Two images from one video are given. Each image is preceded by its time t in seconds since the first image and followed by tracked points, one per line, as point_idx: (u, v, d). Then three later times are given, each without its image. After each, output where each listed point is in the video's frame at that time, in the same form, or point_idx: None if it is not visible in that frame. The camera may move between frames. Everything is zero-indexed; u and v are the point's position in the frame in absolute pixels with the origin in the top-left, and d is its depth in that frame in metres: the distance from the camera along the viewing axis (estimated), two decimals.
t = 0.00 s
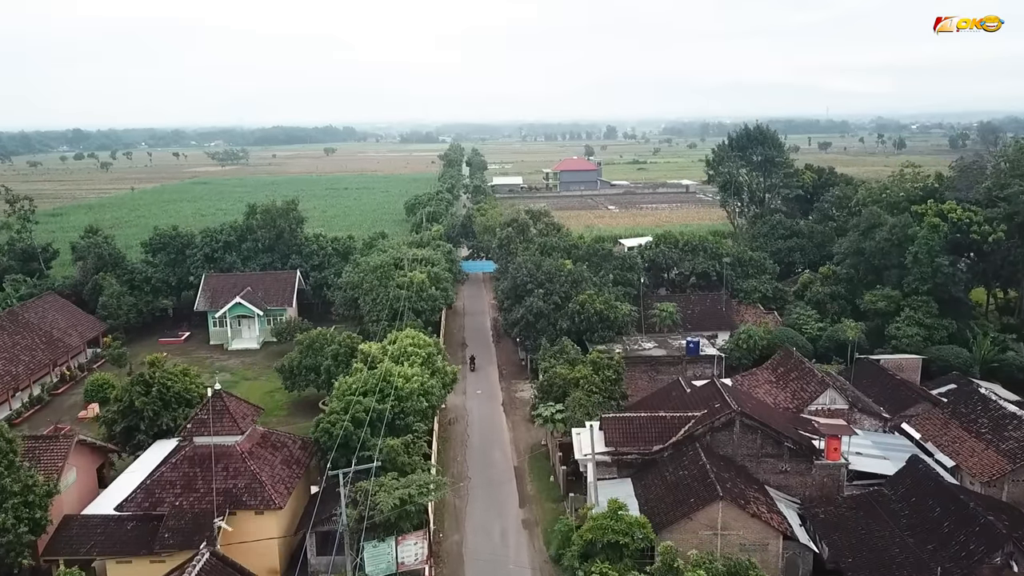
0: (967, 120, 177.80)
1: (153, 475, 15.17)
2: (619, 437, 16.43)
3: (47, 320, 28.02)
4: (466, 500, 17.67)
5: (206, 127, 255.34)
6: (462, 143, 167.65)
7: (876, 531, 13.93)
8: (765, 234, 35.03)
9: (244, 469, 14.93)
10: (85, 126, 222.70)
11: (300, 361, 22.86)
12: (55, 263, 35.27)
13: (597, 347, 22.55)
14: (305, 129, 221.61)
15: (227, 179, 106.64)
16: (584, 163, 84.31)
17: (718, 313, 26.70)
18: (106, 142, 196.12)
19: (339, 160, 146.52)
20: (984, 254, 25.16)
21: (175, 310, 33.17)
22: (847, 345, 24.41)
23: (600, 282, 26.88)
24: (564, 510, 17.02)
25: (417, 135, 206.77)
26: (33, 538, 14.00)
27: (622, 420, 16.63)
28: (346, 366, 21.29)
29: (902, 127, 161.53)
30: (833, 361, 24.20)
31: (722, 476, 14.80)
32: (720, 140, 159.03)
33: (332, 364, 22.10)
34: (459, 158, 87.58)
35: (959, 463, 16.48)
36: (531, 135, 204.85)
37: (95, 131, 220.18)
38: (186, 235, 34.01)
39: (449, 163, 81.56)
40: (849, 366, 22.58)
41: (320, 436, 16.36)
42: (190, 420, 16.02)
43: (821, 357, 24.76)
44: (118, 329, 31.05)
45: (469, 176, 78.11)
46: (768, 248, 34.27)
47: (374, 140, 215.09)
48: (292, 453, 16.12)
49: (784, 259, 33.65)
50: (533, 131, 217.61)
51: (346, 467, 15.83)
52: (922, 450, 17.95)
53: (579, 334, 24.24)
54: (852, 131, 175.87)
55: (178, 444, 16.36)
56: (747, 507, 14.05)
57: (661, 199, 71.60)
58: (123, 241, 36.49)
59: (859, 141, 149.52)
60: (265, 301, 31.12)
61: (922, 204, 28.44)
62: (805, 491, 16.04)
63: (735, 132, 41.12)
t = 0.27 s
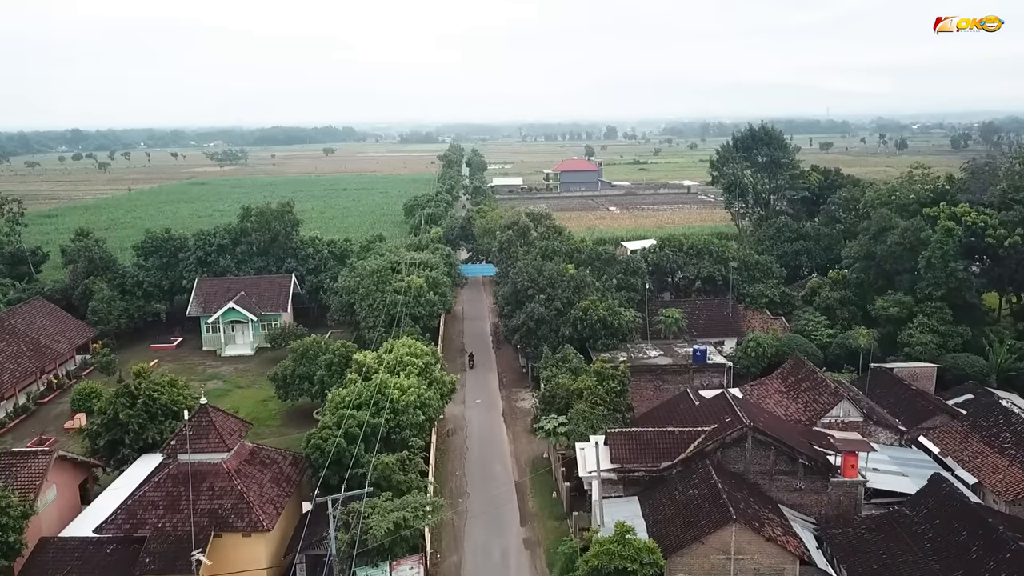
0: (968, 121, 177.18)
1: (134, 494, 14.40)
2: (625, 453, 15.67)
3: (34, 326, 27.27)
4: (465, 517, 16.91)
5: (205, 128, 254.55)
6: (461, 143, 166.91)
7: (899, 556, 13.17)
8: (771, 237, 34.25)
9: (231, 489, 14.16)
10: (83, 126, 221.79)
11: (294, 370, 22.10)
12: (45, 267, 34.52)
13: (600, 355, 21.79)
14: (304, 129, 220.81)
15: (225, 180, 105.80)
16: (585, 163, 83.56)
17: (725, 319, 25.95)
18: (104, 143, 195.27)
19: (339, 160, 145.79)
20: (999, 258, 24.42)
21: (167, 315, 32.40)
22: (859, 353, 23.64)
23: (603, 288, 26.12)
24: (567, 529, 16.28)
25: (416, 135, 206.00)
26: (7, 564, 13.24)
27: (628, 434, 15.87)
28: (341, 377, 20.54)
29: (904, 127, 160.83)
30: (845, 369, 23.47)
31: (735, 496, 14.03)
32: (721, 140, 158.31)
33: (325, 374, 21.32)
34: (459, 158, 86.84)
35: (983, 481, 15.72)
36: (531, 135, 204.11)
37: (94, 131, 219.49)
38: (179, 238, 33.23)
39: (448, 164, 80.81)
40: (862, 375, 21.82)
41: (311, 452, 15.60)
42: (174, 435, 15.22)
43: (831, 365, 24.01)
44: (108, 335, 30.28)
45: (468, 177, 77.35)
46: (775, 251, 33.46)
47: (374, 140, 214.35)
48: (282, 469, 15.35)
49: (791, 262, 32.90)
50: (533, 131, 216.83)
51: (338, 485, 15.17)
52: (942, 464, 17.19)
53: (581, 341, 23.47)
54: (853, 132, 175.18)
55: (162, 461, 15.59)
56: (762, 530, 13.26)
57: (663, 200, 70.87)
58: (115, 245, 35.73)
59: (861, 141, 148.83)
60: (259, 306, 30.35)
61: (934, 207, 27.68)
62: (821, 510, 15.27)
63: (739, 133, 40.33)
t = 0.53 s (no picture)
0: (969, 121, 176.51)
1: (113, 516, 13.63)
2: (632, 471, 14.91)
3: (21, 332, 26.51)
4: (463, 537, 16.16)
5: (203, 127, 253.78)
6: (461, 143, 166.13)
7: None
8: (777, 239, 33.48)
9: (215, 511, 13.39)
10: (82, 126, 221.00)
11: (286, 380, 21.34)
12: (34, 271, 33.76)
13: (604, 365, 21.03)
14: (304, 129, 220.03)
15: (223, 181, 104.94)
16: (586, 164, 82.81)
17: (731, 325, 25.19)
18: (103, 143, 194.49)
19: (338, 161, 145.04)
20: (1015, 263, 23.68)
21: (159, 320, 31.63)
22: (870, 361, 22.90)
23: (606, 293, 25.36)
24: (570, 550, 15.53)
25: (416, 135, 205.24)
26: None
27: (634, 451, 15.12)
28: (335, 387, 19.79)
29: (906, 127, 160.07)
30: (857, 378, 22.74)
31: (748, 518, 13.26)
32: (722, 140, 157.60)
33: (318, 385, 20.54)
34: (459, 159, 86.08)
35: (1007, 500, 14.98)
36: (531, 135, 203.35)
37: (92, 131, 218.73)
38: (171, 241, 32.47)
39: (448, 164, 80.04)
40: (875, 385, 21.07)
41: (302, 470, 14.84)
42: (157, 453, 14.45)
43: (842, 374, 23.27)
44: (98, 340, 29.51)
45: (468, 178, 76.58)
46: (782, 254, 32.71)
47: (373, 140, 213.58)
48: (270, 489, 14.58)
49: (798, 265, 32.15)
50: (533, 131, 216.04)
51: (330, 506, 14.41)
52: (961, 481, 16.44)
53: (584, 349, 22.71)
54: (854, 132, 174.44)
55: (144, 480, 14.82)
56: (778, 557, 12.49)
57: (665, 201, 70.13)
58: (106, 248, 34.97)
59: (862, 141, 148.13)
60: (252, 311, 29.59)
61: (946, 210, 26.95)
62: (837, 530, 14.52)
63: (744, 133, 39.58)
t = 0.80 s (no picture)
0: (971, 121, 175.91)
1: (89, 541, 12.84)
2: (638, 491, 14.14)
3: (6, 338, 25.73)
4: (461, 559, 15.39)
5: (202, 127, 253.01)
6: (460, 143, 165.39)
7: None
8: (783, 242, 32.67)
9: (198, 535, 12.61)
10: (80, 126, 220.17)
11: (278, 390, 20.56)
12: (23, 275, 32.96)
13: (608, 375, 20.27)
14: (303, 129, 219.26)
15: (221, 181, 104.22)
16: (587, 164, 82.07)
17: (738, 332, 24.42)
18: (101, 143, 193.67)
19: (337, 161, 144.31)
20: None
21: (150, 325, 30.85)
22: (883, 370, 22.15)
23: (609, 299, 24.61)
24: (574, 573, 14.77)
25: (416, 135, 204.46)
26: None
27: (640, 470, 14.38)
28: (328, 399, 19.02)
29: (907, 127, 159.41)
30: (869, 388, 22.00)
31: (764, 543, 12.49)
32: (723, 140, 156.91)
33: (310, 397, 19.77)
34: (458, 159, 85.33)
35: None
36: (531, 135, 202.61)
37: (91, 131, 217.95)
38: (163, 244, 31.68)
39: (447, 164, 79.30)
40: (889, 396, 20.30)
41: (290, 490, 14.06)
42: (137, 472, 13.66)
43: (853, 383, 22.52)
44: (87, 347, 28.74)
45: (468, 179, 75.83)
46: (788, 257, 31.97)
47: (373, 141, 212.82)
48: (257, 509, 13.82)
49: (805, 269, 31.40)
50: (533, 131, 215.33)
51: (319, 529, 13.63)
52: (983, 499, 15.70)
53: (587, 358, 21.94)
54: (855, 132, 173.80)
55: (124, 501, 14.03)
56: None
57: (666, 202, 69.39)
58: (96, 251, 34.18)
59: (863, 141, 147.50)
60: (246, 316, 28.82)
61: (958, 214, 26.22)
62: (856, 554, 13.75)
63: (749, 133, 38.79)
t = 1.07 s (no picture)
0: (972, 121, 175.21)
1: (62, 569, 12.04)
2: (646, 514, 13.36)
3: None
4: None
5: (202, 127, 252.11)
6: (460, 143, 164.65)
7: None
8: (790, 246, 31.78)
9: (178, 563, 11.80)
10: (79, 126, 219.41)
11: (269, 401, 19.79)
12: (11, 279, 32.19)
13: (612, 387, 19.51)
14: (303, 129, 218.50)
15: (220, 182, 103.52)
16: (587, 165, 81.33)
17: (745, 339, 23.66)
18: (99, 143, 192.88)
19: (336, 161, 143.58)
20: None
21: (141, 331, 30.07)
22: (896, 380, 21.38)
23: (612, 306, 23.84)
24: None
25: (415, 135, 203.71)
26: None
27: (648, 490, 13.62)
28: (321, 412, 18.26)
29: (909, 128, 158.71)
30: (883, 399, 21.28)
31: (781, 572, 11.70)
32: (724, 141, 156.15)
33: (301, 410, 18.98)
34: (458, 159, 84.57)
35: None
36: (531, 135, 201.86)
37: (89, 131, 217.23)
38: (154, 248, 30.90)
39: (447, 165, 78.53)
40: (904, 408, 19.52)
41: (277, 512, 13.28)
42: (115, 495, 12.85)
43: (865, 393, 21.76)
44: (75, 354, 27.95)
45: (468, 180, 75.08)
46: (795, 261, 31.23)
47: (372, 141, 212.08)
48: (242, 533, 13.04)
49: (812, 273, 30.65)
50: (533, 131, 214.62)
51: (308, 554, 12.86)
52: (1008, 520, 14.95)
53: (589, 367, 21.18)
54: (856, 132, 173.08)
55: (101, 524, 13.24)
56: None
57: (668, 203, 68.64)
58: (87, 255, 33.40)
59: (865, 141, 146.83)
60: (238, 322, 28.05)
61: (972, 217, 25.48)
62: None
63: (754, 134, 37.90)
